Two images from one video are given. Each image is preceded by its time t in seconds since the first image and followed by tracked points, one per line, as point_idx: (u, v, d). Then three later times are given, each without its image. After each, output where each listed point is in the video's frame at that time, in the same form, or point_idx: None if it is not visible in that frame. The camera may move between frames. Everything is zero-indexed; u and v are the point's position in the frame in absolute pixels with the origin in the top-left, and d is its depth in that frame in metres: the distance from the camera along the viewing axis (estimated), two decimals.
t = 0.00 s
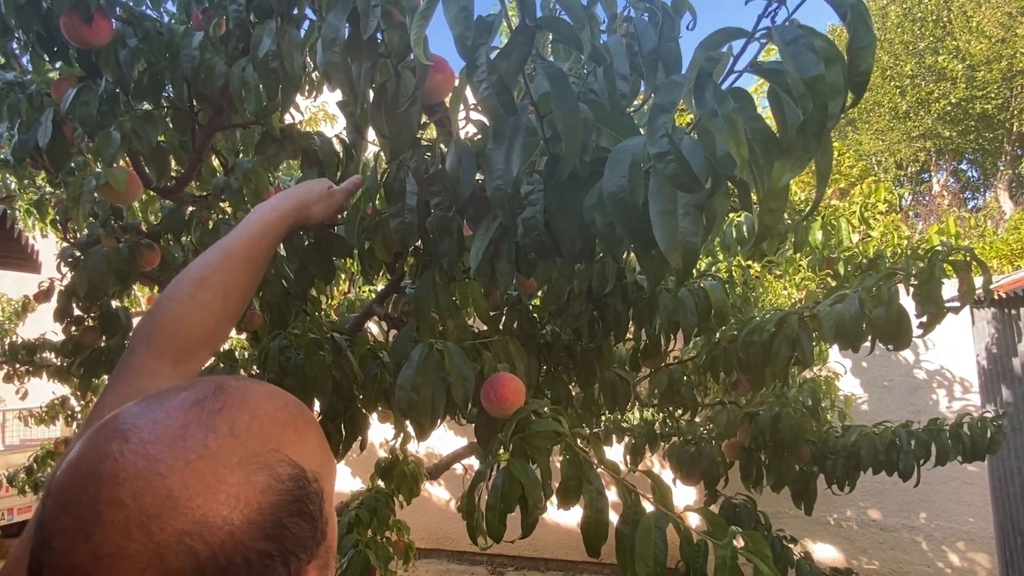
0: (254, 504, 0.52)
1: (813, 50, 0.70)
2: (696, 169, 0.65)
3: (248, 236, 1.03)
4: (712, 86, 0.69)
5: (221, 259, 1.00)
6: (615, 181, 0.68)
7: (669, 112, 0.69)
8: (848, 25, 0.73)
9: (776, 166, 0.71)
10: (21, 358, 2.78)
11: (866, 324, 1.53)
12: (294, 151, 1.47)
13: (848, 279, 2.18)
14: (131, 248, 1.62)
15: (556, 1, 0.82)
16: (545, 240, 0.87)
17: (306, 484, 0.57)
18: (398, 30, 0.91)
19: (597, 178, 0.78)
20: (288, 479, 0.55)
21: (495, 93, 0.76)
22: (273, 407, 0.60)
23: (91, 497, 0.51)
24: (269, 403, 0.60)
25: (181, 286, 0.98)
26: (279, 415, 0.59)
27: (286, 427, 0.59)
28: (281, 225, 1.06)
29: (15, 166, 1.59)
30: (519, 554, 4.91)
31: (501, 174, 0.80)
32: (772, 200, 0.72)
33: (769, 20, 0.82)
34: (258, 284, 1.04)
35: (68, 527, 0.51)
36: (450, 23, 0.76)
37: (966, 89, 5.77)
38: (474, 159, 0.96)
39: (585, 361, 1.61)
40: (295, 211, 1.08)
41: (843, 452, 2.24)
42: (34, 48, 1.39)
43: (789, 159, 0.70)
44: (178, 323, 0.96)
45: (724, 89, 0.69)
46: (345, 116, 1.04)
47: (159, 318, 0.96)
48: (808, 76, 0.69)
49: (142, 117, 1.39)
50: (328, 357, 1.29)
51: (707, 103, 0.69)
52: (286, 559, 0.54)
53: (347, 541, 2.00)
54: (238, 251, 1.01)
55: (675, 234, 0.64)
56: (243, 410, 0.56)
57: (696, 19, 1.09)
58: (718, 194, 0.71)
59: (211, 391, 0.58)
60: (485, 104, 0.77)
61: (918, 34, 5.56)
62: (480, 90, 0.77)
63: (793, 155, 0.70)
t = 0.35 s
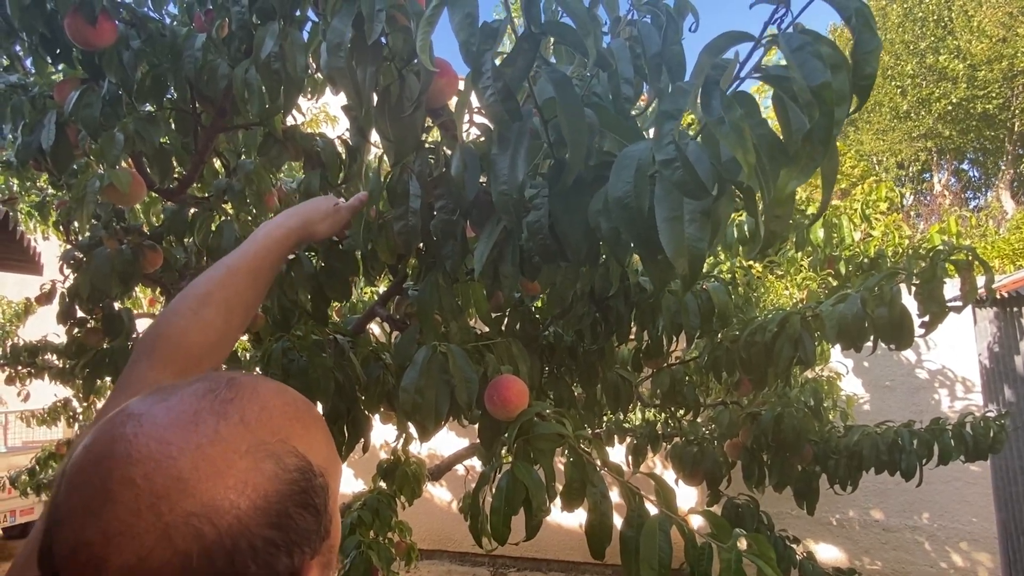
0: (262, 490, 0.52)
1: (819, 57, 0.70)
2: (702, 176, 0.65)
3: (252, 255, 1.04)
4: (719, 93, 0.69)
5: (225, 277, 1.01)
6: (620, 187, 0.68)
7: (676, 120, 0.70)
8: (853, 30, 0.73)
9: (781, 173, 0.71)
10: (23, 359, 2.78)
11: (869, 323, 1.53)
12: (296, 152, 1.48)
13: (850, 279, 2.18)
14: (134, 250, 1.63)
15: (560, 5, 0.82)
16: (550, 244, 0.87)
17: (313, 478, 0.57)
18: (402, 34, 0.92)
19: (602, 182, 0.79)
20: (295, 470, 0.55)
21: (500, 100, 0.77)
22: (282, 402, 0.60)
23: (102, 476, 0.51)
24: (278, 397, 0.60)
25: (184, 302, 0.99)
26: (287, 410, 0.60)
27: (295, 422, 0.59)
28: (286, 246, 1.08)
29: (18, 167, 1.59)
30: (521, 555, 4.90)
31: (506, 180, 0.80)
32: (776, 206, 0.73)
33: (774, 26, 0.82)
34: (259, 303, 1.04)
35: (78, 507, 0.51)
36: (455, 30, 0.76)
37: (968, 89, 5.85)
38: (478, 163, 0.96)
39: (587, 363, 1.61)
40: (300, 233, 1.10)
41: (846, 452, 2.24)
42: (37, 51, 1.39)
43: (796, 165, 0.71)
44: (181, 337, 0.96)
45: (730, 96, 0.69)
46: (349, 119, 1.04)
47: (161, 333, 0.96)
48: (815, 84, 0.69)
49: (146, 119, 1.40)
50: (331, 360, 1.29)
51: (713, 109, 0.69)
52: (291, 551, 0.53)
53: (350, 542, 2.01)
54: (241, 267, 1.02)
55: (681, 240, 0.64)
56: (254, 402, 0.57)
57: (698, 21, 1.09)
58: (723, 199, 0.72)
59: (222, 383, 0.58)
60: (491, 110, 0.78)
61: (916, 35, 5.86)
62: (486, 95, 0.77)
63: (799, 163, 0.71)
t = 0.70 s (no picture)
0: (266, 475, 0.52)
1: (819, 51, 0.70)
2: (702, 170, 0.64)
3: (254, 251, 1.05)
4: (718, 86, 0.69)
5: (228, 272, 1.02)
6: (620, 182, 0.68)
7: (675, 114, 0.69)
8: (853, 24, 0.73)
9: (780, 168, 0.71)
10: (25, 358, 2.79)
11: (872, 323, 1.52)
12: (298, 151, 1.47)
13: (852, 276, 2.18)
14: (135, 249, 1.63)
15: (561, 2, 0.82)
16: (551, 241, 0.86)
17: (317, 471, 0.57)
18: (403, 31, 0.92)
19: (603, 178, 0.79)
20: (300, 460, 0.55)
21: (501, 95, 0.77)
22: (291, 395, 0.61)
23: (112, 451, 0.52)
24: (287, 391, 0.61)
25: (187, 298, 0.99)
26: (295, 404, 0.60)
27: (302, 416, 0.60)
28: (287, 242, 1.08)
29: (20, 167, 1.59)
30: (522, 553, 4.91)
31: (506, 175, 0.80)
32: (776, 201, 0.72)
33: (775, 23, 0.83)
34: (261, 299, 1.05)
35: (86, 482, 0.52)
36: (456, 26, 0.75)
37: (970, 85, 5.86)
38: (479, 160, 0.96)
39: (589, 361, 1.61)
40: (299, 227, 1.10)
41: (847, 450, 2.24)
42: (38, 51, 1.39)
43: (796, 159, 0.70)
44: (184, 332, 0.96)
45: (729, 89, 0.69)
46: (350, 117, 1.04)
47: (163, 329, 0.96)
48: (814, 77, 0.69)
49: (147, 118, 1.40)
50: (332, 358, 1.29)
51: (714, 104, 0.69)
52: (290, 541, 0.52)
53: (352, 540, 2.01)
54: (243, 265, 1.03)
55: (681, 234, 0.64)
56: (263, 392, 0.58)
57: (700, 18, 1.09)
58: (723, 194, 0.71)
59: (234, 372, 0.60)
60: (492, 105, 0.78)
61: (920, 32, 5.88)
62: (487, 91, 0.77)
63: (799, 155, 0.70)
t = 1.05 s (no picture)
0: (276, 468, 0.54)
1: (821, 52, 0.70)
2: (703, 171, 0.65)
3: (250, 253, 1.05)
4: (720, 87, 0.69)
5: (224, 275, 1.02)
6: (620, 183, 0.68)
7: (676, 115, 0.69)
8: (853, 25, 0.73)
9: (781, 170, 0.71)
10: (23, 358, 2.78)
11: (869, 322, 1.52)
12: (296, 150, 1.47)
13: (850, 276, 2.19)
14: (134, 249, 1.63)
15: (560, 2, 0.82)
16: (549, 241, 0.86)
17: (323, 471, 0.60)
18: (400, 30, 0.91)
19: (602, 178, 0.78)
20: (308, 457, 0.58)
21: (500, 95, 0.77)
22: (302, 397, 0.64)
23: (128, 436, 0.54)
24: (298, 394, 0.64)
25: (182, 301, 0.98)
26: (306, 407, 0.64)
27: (311, 418, 0.63)
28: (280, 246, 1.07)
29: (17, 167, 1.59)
30: (522, 553, 4.90)
31: (507, 176, 0.79)
32: (778, 201, 0.71)
33: (775, 23, 0.82)
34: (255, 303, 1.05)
35: (100, 465, 0.54)
36: (458, 26, 0.76)
37: (968, 85, 5.84)
38: (478, 160, 0.95)
39: (586, 360, 1.61)
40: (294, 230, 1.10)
41: (846, 450, 2.25)
42: (36, 50, 1.39)
43: (797, 160, 0.71)
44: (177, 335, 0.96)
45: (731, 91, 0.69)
46: (349, 116, 1.04)
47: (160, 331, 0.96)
48: (816, 78, 0.68)
49: (144, 117, 1.37)
50: (330, 357, 1.29)
51: (714, 104, 0.69)
52: (293, 536, 0.54)
53: (350, 540, 2.01)
54: (240, 266, 1.03)
55: (682, 235, 0.64)
56: (275, 390, 0.61)
57: (697, 17, 1.09)
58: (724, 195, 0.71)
59: (250, 371, 0.63)
60: (492, 105, 0.78)
61: (917, 31, 5.99)
62: (487, 91, 0.77)
63: (802, 157, 0.71)
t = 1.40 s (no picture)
0: (273, 471, 0.54)
1: (812, 43, 0.70)
2: (696, 163, 0.63)
3: (280, 289, 1.04)
4: (711, 78, 0.69)
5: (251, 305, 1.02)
6: (613, 176, 0.67)
7: (669, 106, 0.69)
8: (847, 21, 0.73)
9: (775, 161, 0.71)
10: (21, 359, 2.77)
11: (866, 320, 1.53)
12: (294, 150, 1.46)
13: (848, 275, 2.19)
14: (131, 249, 1.63)
15: None
16: (545, 236, 0.87)
17: (320, 475, 0.59)
18: (398, 27, 0.90)
19: (597, 174, 0.77)
20: (306, 460, 0.58)
21: (494, 88, 0.77)
22: (299, 400, 0.65)
23: (122, 438, 0.54)
24: (295, 398, 0.65)
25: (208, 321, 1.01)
26: (303, 411, 0.64)
27: (308, 422, 0.63)
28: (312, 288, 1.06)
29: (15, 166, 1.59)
30: (520, 553, 4.91)
31: (500, 169, 0.78)
32: (770, 193, 0.71)
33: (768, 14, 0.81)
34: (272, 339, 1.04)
35: (94, 469, 0.54)
36: (449, 18, 0.75)
37: (965, 86, 5.79)
38: (473, 156, 0.96)
39: (585, 360, 1.62)
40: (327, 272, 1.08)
41: (845, 448, 2.25)
42: (33, 50, 1.39)
43: (789, 150, 0.70)
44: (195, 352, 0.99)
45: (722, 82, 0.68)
46: (346, 114, 1.04)
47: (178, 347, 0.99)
48: (807, 68, 0.68)
49: (143, 116, 1.36)
50: (329, 356, 1.29)
51: (704, 94, 0.69)
52: (290, 542, 0.54)
53: (349, 541, 2.02)
54: (253, 317, 1.02)
55: (674, 227, 0.63)
56: (271, 394, 0.62)
57: (695, 17, 1.09)
58: (717, 189, 0.69)
59: (245, 374, 0.64)
60: (485, 99, 0.77)
61: (915, 31, 5.87)
62: (480, 85, 0.77)
63: (791, 147, 0.70)
